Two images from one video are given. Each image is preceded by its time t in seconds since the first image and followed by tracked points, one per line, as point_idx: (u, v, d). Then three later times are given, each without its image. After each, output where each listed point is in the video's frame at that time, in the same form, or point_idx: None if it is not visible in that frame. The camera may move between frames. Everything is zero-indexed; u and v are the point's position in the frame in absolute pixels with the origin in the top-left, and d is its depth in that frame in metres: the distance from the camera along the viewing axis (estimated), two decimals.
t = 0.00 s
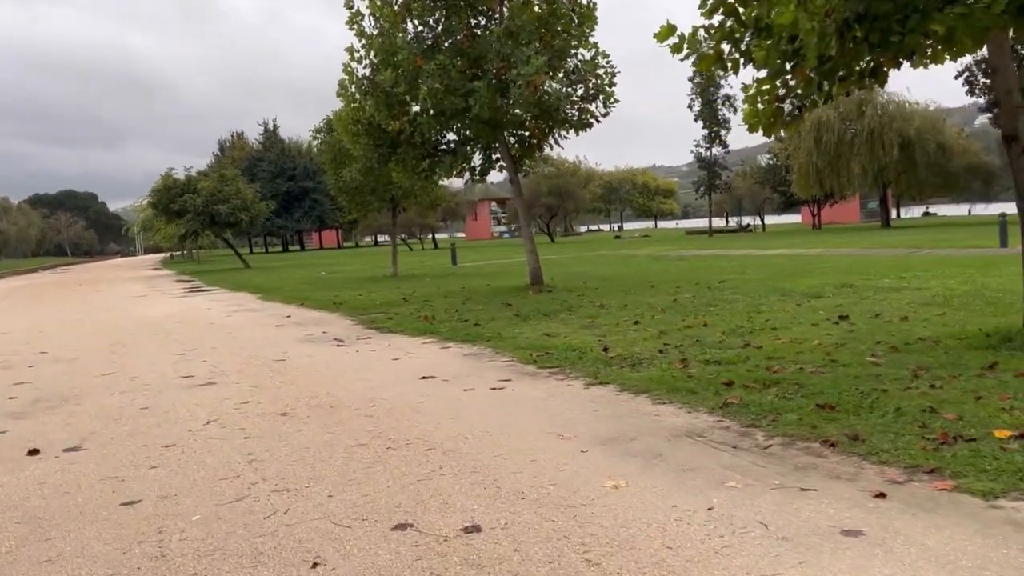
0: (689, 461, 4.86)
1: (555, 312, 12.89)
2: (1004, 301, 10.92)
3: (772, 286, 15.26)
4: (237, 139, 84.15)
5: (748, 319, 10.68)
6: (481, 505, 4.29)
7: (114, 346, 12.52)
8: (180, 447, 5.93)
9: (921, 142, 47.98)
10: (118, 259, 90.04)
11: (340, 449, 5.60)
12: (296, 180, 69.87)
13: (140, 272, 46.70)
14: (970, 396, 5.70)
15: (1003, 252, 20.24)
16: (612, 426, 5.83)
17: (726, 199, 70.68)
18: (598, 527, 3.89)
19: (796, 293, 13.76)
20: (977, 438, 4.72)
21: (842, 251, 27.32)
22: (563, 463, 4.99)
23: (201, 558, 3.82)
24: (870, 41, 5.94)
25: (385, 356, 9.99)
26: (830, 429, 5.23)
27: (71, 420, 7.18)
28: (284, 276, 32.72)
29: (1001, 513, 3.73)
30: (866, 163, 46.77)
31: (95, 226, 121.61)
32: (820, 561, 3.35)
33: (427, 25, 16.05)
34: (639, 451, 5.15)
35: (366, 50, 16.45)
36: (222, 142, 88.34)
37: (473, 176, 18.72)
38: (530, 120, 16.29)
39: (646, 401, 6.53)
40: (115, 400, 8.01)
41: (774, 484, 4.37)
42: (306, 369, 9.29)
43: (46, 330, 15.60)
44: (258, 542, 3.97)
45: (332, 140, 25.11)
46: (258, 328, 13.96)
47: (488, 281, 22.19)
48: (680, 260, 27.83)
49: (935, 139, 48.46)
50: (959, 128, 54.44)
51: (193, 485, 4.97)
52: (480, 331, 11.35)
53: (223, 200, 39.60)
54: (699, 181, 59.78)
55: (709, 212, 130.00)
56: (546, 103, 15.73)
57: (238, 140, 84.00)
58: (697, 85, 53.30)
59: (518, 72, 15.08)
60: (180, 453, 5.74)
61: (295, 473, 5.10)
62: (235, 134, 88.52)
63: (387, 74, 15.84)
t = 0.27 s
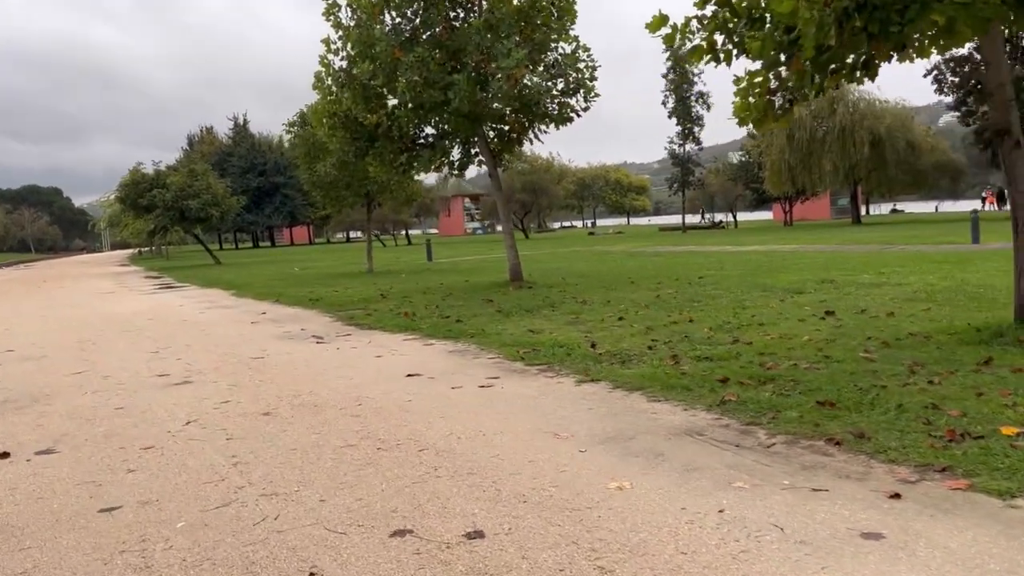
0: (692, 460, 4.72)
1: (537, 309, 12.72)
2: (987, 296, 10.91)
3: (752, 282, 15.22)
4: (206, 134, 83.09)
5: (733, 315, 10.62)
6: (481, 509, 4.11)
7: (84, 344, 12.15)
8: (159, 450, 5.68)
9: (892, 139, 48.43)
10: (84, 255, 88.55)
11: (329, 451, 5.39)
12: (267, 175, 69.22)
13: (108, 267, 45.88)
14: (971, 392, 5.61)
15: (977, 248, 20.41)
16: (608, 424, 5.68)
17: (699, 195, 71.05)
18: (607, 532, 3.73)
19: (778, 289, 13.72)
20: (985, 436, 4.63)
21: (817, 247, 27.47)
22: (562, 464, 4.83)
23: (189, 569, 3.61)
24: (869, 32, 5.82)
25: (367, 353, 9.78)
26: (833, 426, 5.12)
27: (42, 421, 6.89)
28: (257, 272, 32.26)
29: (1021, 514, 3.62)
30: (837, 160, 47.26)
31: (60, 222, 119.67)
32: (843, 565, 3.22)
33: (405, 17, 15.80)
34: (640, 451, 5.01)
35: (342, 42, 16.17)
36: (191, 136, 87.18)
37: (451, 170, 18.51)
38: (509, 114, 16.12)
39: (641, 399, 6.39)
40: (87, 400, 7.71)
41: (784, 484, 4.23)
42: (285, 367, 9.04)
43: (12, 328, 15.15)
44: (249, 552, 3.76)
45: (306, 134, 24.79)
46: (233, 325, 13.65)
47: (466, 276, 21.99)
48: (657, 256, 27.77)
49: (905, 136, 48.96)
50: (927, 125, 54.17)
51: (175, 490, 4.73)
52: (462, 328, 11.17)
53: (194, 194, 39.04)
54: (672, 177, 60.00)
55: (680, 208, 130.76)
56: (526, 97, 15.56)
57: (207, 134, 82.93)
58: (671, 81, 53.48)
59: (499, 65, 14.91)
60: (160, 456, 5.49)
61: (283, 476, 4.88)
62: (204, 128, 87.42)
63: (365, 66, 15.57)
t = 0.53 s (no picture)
0: (697, 470, 4.58)
1: (522, 310, 12.55)
2: (972, 296, 10.91)
3: (735, 283, 15.18)
4: (178, 131, 81.98)
5: (720, 316, 10.53)
6: (483, 523, 3.95)
7: (55, 346, 11.80)
8: (139, 460, 5.45)
9: (866, 139, 48.83)
10: (52, 253, 87.03)
11: (317, 461, 5.19)
12: (240, 173, 68.38)
13: (77, 266, 45.06)
14: (971, 396, 5.53)
15: (955, 248, 20.54)
16: (605, 431, 5.53)
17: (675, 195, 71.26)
18: (616, 548, 3.58)
19: (762, 289, 13.68)
20: (993, 442, 4.55)
21: (795, 247, 27.56)
22: (562, 473, 4.67)
23: None
24: (869, 30, 5.69)
25: (350, 356, 9.57)
26: (837, 433, 5.01)
27: (13, 429, 6.60)
28: (231, 271, 31.81)
29: None
30: (812, 159, 47.67)
31: (27, 220, 117.66)
32: None
33: (385, 14, 15.57)
34: (641, 459, 4.86)
35: (320, 38, 15.92)
36: (162, 132, 85.94)
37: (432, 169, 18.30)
38: (491, 113, 15.94)
39: (636, 404, 6.26)
40: (60, 406, 7.43)
41: (793, 495, 4.11)
42: (267, 372, 8.80)
43: None
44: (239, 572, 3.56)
45: (283, 131, 24.47)
46: (210, 327, 13.34)
47: (445, 276, 21.78)
48: (636, 255, 27.68)
49: (879, 137, 49.40)
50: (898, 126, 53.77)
51: (158, 505, 4.50)
52: (447, 330, 10.99)
53: (166, 192, 38.42)
54: (649, 177, 60.10)
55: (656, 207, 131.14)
56: (509, 95, 15.39)
57: (179, 132, 81.82)
58: (647, 81, 53.57)
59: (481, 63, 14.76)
60: (140, 467, 5.26)
61: (271, 489, 4.67)
62: (176, 126, 86.24)
63: (344, 62, 15.32)
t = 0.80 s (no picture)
0: (699, 475, 4.43)
1: (507, 310, 12.40)
2: (959, 296, 10.90)
3: (719, 283, 15.13)
4: (152, 130, 80.98)
5: (708, 316, 10.43)
6: (480, 533, 3.78)
7: (26, 349, 11.46)
8: (116, 467, 5.22)
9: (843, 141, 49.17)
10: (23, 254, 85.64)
11: (304, 467, 4.99)
12: (215, 173, 67.60)
13: (49, 268, 44.26)
14: (972, 397, 5.44)
15: (934, 249, 20.65)
16: (601, 434, 5.38)
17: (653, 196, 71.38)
18: (622, 558, 3.43)
19: (747, 289, 13.62)
20: (999, 444, 4.45)
21: (774, 247, 27.63)
22: (559, 479, 4.51)
23: None
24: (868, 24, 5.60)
25: (332, 358, 9.36)
26: (839, 435, 4.89)
27: None
28: (208, 272, 31.35)
29: None
30: (790, 160, 47.98)
31: None
32: None
33: (366, 10, 15.35)
34: (640, 464, 4.71)
35: (300, 34, 15.68)
36: (136, 131, 84.82)
37: (413, 168, 18.10)
38: (474, 111, 15.76)
39: (630, 406, 6.11)
40: (32, 411, 7.15)
41: (801, 500, 3.97)
42: (247, 374, 8.56)
43: None
44: None
45: (262, 130, 24.16)
46: (187, 328, 13.05)
47: (426, 277, 21.58)
48: (618, 255, 27.62)
49: (855, 138, 49.76)
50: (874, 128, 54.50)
51: (136, 515, 4.29)
52: (430, 331, 10.81)
53: (140, 192, 37.82)
54: (628, 177, 60.15)
55: (633, 209, 131.44)
56: (491, 93, 15.22)
57: (154, 131, 80.85)
58: (626, 81, 53.77)
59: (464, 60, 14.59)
60: (117, 475, 5.03)
61: (255, 497, 4.48)
62: (150, 125, 85.20)
63: (324, 59, 15.08)
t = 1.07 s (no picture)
0: (714, 490, 4.25)
1: (498, 317, 12.21)
2: (954, 301, 10.82)
3: (709, 288, 15.02)
4: (132, 136, 80.16)
5: (703, 322, 10.28)
6: (489, 556, 3.59)
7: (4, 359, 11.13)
8: (100, 485, 4.97)
9: (826, 147, 49.33)
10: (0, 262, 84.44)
11: (298, 484, 4.76)
12: (197, 179, 66.94)
13: (26, 275, 43.50)
14: (986, 407, 5.28)
15: (921, 253, 20.67)
16: (606, 447, 5.18)
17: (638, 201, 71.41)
18: None
19: (739, 295, 13.50)
20: None
21: (760, 252, 27.62)
22: (568, 496, 4.30)
23: None
24: (877, 24, 5.47)
25: (321, 367, 9.11)
26: (853, 446, 4.72)
27: None
28: (189, 279, 30.91)
29: None
30: (773, 167, 48.14)
31: None
32: None
33: (351, 13, 15.11)
34: (650, 479, 4.53)
35: (285, 38, 15.45)
36: (115, 137, 83.93)
37: (400, 173, 17.87)
38: (462, 115, 15.56)
39: (633, 417, 5.93)
40: (8, 425, 6.85)
41: (825, 518, 3.79)
42: (235, 384, 8.31)
43: None
44: None
45: (245, 135, 23.87)
46: (170, 337, 12.74)
47: (412, 283, 21.34)
48: (604, 261, 27.52)
49: (838, 144, 49.96)
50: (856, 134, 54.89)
51: (121, 538, 4.04)
52: (421, 339, 10.58)
53: (120, 198, 37.28)
54: (612, 183, 60.14)
55: (616, 214, 131.69)
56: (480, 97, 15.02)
57: (133, 136, 80.00)
58: (610, 87, 53.76)
59: (452, 64, 14.40)
60: (100, 494, 4.78)
61: (248, 518, 4.24)
62: (129, 130, 84.33)
63: (310, 63, 14.84)
